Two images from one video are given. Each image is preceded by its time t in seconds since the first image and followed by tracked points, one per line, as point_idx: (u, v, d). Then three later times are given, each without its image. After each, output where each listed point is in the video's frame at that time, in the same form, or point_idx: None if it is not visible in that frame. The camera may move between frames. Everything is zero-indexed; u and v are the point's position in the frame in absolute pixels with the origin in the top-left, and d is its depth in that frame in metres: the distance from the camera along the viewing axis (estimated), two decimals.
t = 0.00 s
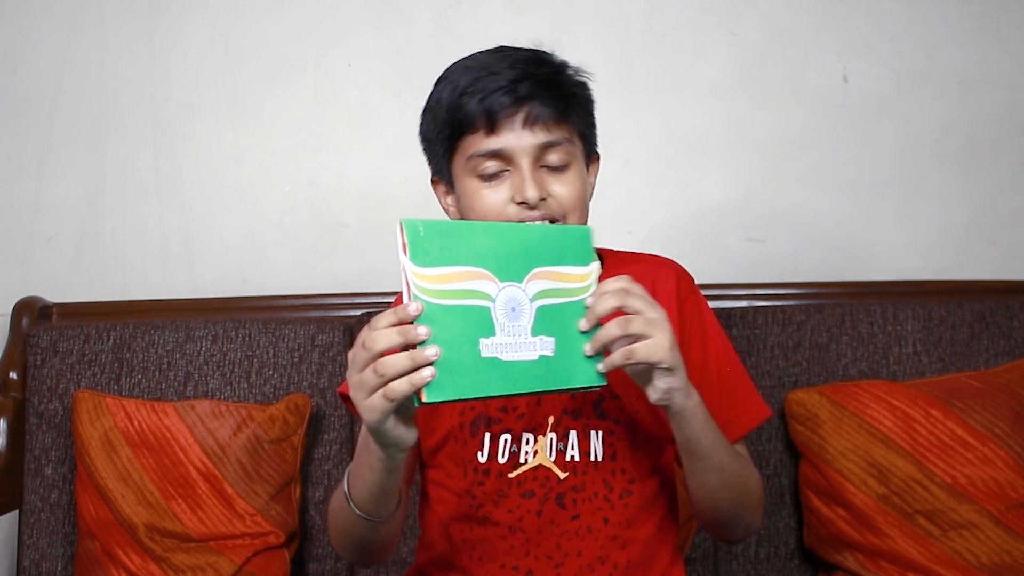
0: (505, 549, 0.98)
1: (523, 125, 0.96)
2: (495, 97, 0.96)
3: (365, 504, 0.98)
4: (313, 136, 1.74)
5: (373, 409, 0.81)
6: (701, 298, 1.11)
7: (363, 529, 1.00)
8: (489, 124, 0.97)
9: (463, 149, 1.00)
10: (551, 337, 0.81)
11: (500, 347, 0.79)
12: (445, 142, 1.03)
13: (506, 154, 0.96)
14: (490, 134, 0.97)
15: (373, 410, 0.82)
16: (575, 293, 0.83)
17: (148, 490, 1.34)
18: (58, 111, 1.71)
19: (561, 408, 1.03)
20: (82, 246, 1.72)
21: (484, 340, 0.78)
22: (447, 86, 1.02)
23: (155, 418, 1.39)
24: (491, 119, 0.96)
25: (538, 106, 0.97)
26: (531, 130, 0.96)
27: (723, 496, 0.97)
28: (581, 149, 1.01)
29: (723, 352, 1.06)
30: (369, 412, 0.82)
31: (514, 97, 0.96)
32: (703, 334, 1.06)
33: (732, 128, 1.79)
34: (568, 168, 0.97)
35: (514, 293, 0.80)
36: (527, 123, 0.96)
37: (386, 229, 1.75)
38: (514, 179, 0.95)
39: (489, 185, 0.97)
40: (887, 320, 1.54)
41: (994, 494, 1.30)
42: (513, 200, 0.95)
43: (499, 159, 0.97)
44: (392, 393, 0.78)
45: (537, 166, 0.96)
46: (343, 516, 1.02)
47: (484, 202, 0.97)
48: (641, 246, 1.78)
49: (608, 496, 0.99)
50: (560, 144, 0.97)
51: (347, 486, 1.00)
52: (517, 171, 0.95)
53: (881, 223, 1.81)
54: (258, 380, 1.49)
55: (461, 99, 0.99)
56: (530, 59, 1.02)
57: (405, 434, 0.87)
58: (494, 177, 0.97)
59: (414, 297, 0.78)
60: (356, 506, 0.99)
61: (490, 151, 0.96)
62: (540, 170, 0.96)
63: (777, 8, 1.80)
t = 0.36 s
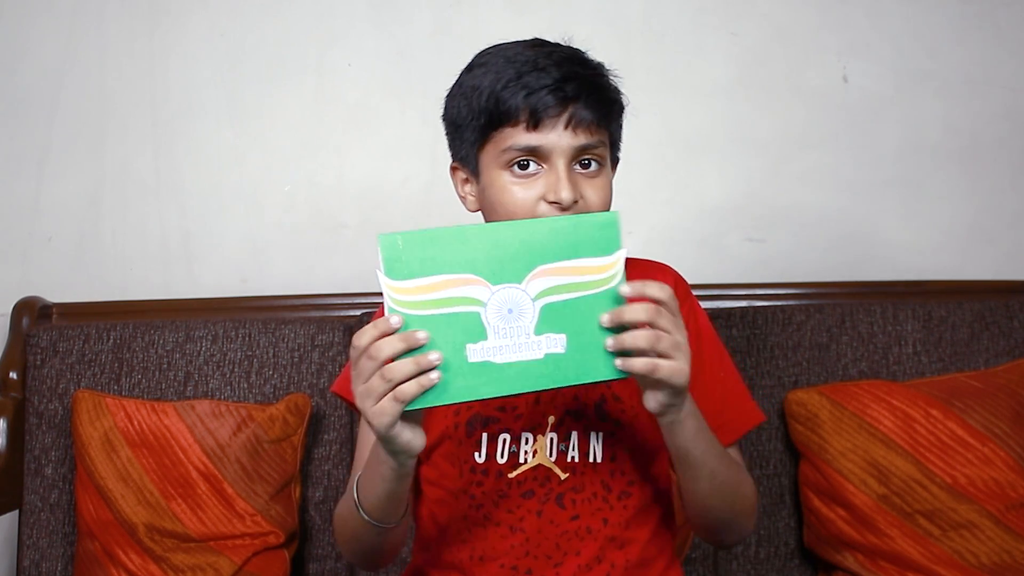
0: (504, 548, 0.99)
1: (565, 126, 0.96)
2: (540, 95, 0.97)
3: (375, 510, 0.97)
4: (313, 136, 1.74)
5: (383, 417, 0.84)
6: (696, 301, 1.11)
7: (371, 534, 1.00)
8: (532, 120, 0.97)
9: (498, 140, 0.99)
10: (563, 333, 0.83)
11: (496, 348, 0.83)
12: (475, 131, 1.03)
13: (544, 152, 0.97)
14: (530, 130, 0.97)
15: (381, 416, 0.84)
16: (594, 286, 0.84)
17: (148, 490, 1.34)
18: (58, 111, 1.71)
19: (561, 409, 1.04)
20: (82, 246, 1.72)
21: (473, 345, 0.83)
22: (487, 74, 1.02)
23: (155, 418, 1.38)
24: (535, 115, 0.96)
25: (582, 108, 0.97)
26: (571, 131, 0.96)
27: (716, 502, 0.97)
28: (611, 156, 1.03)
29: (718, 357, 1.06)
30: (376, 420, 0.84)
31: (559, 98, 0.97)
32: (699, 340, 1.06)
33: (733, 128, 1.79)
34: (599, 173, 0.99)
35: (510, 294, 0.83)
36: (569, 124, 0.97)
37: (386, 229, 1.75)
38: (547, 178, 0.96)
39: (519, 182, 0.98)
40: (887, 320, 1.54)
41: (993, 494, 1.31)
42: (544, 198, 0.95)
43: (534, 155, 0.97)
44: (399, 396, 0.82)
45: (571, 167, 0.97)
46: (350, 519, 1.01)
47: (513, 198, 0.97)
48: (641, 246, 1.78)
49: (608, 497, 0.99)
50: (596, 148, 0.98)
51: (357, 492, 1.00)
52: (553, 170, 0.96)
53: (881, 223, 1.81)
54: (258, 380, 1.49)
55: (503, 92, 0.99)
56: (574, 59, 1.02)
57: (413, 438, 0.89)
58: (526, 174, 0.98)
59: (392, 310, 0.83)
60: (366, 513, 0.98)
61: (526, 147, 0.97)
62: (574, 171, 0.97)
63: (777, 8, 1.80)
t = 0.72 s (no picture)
0: (509, 548, 0.97)
1: (564, 120, 0.97)
2: (538, 90, 0.97)
3: (398, 504, 0.97)
4: (313, 136, 1.74)
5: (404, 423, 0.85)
6: (707, 307, 1.11)
7: (388, 528, 0.99)
8: (530, 115, 0.97)
9: (499, 138, 1.00)
10: (598, 353, 0.81)
11: (525, 362, 0.81)
12: (479, 130, 1.03)
13: (544, 148, 0.97)
14: (529, 125, 0.97)
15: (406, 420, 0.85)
16: (635, 305, 0.82)
17: (148, 490, 1.34)
18: (58, 112, 1.71)
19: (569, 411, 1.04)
20: (82, 247, 1.72)
21: (502, 359, 0.82)
22: (487, 73, 1.02)
23: (155, 418, 1.39)
24: (533, 110, 0.97)
25: (581, 102, 0.97)
26: (571, 125, 0.97)
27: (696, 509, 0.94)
28: (616, 152, 1.02)
29: (724, 364, 1.06)
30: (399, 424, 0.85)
31: (557, 91, 0.97)
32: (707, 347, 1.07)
33: (732, 128, 1.79)
34: (602, 167, 0.98)
35: (543, 309, 0.81)
36: (568, 118, 0.97)
37: (385, 228, 1.75)
38: (548, 173, 0.96)
39: (521, 178, 0.98)
40: (887, 320, 1.53)
41: (993, 494, 1.31)
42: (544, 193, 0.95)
43: (534, 151, 0.97)
44: (423, 404, 0.82)
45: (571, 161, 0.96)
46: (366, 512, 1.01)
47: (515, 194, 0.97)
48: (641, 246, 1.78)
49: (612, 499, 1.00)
50: (598, 141, 0.97)
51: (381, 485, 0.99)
52: (553, 166, 0.96)
53: (881, 223, 1.81)
54: (258, 380, 1.49)
55: (502, 89, 0.99)
56: (574, 54, 1.02)
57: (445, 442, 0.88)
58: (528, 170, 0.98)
59: (426, 319, 0.84)
60: (388, 506, 0.98)
61: (526, 142, 0.97)
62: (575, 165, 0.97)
63: (777, 8, 1.80)
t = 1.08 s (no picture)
0: (514, 548, 0.99)
1: (567, 116, 0.97)
2: (540, 89, 0.97)
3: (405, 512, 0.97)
4: (314, 136, 1.74)
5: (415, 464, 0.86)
6: (714, 301, 1.10)
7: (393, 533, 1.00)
8: (534, 113, 0.97)
9: (503, 140, 1.00)
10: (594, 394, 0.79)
11: (520, 403, 0.79)
12: (480, 135, 1.03)
13: (549, 145, 0.97)
14: (533, 124, 0.97)
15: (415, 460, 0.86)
16: (629, 354, 0.78)
17: (148, 490, 1.34)
18: (58, 111, 1.71)
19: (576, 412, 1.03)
20: (82, 247, 1.72)
21: (498, 401, 0.80)
22: (483, 78, 1.02)
23: (155, 418, 1.38)
24: (536, 108, 0.97)
25: (581, 97, 0.98)
26: (574, 120, 0.97)
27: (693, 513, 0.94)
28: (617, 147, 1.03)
29: (730, 360, 1.05)
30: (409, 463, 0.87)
31: (557, 88, 0.97)
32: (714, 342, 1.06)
33: (732, 128, 1.79)
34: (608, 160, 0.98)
35: (534, 357, 0.78)
36: (570, 114, 0.97)
37: (386, 228, 1.75)
38: (556, 169, 0.96)
39: (529, 176, 0.98)
40: (887, 320, 1.54)
41: (993, 494, 1.31)
42: (555, 190, 0.95)
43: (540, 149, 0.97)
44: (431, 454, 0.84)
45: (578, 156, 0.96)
46: (371, 517, 1.01)
47: (525, 194, 0.97)
48: (641, 246, 1.78)
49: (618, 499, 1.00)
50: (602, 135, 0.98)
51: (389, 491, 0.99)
52: (560, 161, 0.96)
53: (881, 223, 1.81)
54: (258, 380, 1.49)
55: (502, 90, 0.99)
56: (569, 53, 1.02)
57: (451, 468, 0.88)
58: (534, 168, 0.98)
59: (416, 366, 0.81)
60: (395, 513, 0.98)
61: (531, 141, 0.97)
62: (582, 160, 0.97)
63: (777, 9, 1.80)
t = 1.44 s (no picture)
0: (507, 549, 0.99)
1: (539, 110, 0.97)
2: (513, 81, 0.97)
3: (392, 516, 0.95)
4: (313, 136, 1.74)
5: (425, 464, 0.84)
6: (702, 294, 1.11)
7: (383, 538, 0.99)
8: (507, 105, 0.98)
9: (478, 130, 1.00)
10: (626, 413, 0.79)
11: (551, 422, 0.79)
12: (460, 128, 1.04)
13: (521, 137, 0.97)
14: (505, 116, 0.98)
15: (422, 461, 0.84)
16: (655, 372, 0.77)
17: (148, 490, 1.34)
18: (59, 111, 1.71)
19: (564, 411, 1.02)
20: (82, 246, 1.72)
21: (527, 420, 0.79)
22: (467, 72, 1.03)
23: (155, 418, 1.39)
24: (508, 100, 0.97)
25: (556, 91, 0.98)
26: (546, 114, 0.97)
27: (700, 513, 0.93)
28: (599, 143, 1.02)
29: (717, 352, 1.06)
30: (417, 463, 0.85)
31: (532, 81, 0.97)
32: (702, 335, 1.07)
33: (732, 128, 1.79)
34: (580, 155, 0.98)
35: (561, 377, 0.77)
36: (543, 107, 0.97)
37: (386, 228, 1.75)
38: (524, 161, 0.96)
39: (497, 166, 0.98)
40: (887, 320, 1.54)
41: (994, 494, 1.31)
42: (519, 180, 0.95)
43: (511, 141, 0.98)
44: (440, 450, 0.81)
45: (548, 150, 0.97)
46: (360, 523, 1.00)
47: (491, 183, 0.97)
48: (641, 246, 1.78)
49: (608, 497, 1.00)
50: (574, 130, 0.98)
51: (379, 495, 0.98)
52: (529, 154, 0.97)
53: (881, 223, 1.81)
54: (258, 380, 1.49)
55: (480, 82, 1.00)
56: (554, 50, 1.02)
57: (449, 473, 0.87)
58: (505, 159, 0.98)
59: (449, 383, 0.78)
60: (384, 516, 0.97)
61: (502, 132, 0.98)
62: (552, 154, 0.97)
63: (777, 8, 1.80)
